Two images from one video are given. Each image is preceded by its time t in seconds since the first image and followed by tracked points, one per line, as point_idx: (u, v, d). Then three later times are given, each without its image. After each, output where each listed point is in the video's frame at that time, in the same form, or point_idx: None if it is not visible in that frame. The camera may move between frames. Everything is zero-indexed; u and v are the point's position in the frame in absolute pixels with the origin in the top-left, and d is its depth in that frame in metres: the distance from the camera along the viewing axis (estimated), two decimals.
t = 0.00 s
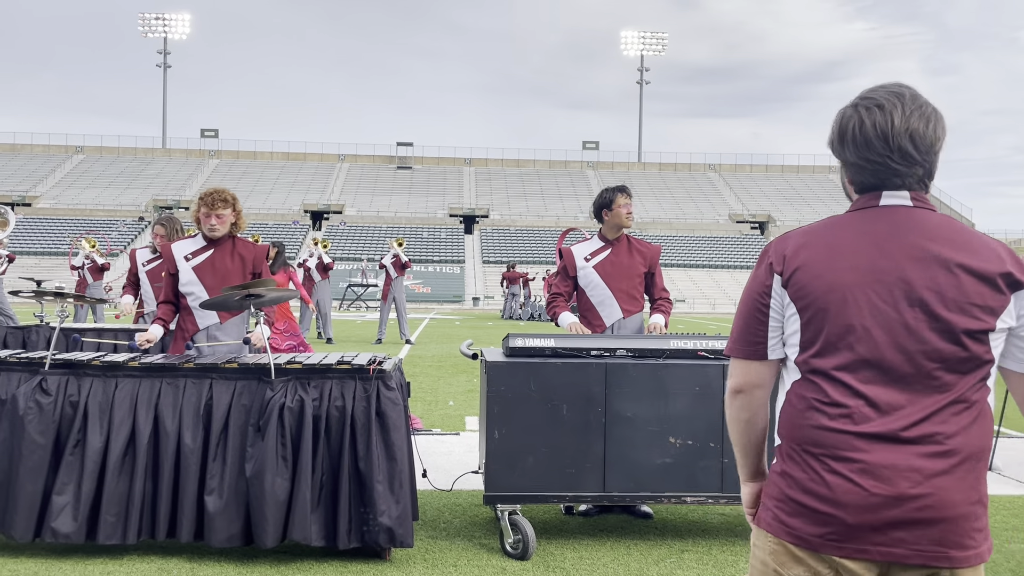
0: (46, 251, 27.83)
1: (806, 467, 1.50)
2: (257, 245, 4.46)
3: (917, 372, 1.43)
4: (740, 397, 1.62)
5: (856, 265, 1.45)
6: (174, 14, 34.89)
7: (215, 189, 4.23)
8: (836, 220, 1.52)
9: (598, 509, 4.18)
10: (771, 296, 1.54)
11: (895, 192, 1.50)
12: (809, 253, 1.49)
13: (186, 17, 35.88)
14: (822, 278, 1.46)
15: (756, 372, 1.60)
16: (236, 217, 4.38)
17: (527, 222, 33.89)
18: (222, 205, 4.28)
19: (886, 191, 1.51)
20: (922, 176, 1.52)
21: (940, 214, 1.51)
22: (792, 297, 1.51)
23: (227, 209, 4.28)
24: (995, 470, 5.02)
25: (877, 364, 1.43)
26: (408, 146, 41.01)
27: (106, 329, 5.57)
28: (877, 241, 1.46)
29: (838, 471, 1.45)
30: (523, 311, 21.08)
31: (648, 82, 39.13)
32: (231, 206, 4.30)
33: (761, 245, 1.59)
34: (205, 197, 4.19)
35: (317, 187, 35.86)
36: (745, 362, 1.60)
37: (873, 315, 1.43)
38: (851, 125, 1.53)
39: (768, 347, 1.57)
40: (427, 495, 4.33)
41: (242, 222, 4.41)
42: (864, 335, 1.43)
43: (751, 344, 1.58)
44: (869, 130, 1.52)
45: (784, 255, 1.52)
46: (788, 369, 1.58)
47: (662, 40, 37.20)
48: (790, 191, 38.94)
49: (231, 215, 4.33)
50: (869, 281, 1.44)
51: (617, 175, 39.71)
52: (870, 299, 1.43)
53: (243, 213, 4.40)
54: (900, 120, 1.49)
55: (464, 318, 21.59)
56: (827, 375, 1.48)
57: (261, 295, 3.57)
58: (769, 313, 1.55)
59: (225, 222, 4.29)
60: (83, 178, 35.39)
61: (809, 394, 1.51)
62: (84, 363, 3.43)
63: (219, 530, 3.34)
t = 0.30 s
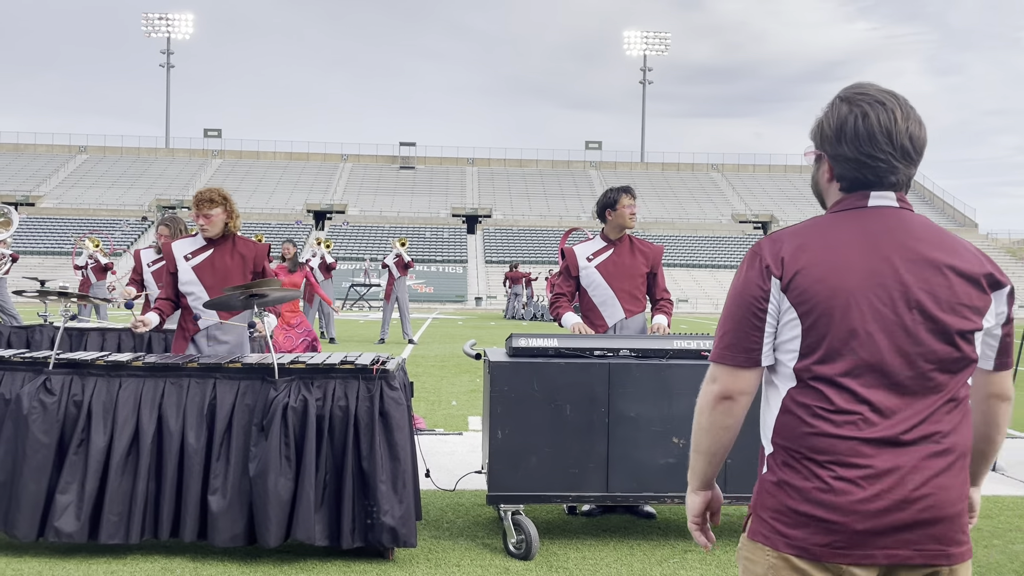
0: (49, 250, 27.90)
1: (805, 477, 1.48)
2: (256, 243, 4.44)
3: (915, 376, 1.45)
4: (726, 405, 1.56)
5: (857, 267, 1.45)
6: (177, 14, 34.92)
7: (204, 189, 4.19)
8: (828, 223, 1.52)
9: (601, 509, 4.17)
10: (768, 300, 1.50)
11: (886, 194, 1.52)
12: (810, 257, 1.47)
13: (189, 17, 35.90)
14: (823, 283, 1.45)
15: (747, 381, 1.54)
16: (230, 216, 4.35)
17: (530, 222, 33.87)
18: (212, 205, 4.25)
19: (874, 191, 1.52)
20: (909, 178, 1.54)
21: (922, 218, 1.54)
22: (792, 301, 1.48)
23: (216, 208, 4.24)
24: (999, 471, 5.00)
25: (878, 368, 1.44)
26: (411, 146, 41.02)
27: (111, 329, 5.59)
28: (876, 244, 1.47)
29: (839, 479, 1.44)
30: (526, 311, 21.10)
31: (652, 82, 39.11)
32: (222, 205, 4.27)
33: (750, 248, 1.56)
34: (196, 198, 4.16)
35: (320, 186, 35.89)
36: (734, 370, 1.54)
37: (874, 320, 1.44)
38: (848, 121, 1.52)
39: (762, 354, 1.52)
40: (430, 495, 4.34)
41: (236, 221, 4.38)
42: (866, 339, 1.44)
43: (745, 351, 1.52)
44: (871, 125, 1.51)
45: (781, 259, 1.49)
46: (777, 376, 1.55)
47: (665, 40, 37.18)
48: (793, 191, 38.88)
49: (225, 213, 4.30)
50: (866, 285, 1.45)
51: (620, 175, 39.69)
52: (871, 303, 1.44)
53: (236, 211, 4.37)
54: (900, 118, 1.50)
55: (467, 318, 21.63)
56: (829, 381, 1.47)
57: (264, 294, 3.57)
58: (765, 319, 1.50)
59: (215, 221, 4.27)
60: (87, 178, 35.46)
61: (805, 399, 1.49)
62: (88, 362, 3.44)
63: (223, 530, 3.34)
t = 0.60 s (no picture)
0: (51, 250, 27.90)
1: (728, 477, 1.43)
2: (251, 242, 4.41)
3: (835, 380, 1.44)
4: (660, 409, 1.45)
5: (787, 270, 1.42)
6: (179, 14, 34.94)
7: (194, 193, 4.15)
8: (756, 225, 1.47)
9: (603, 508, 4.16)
10: (702, 304, 1.42)
11: (808, 196, 1.50)
12: (743, 258, 1.42)
13: (191, 17, 35.92)
14: (757, 285, 1.41)
15: (679, 384, 1.44)
16: (223, 217, 4.32)
17: (532, 221, 33.86)
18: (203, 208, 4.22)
19: (798, 193, 1.50)
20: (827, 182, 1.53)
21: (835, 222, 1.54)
22: (726, 306, 1.42)
23: (208, 212, 4.21)
24: (1001, 470, 4.99)
25: (801, 371, 1.42)
26: (413, 146, 41.04)
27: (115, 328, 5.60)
28: (802, 245, 1.45)
29: (759, 480, 1.41)
30: (527, 310, 21.13)
31: (653, 82, 39.10)
32: (213, 207, 4.24)
33: (681, 248, 1.47)
34: (186, 203, 4.13)
35: (322, 186, 35.89)
36: (667, 374, 1.43)
37: (802, 322, 1.41)
38: (785, 115, 1.48)
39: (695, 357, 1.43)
40: (432, 495, 4.33)
41: (229, 221, 4.35)
42: (792, 344, 1.41)
43: (681, 355, 1.42)
44: (806, 122, 1.48)
45: (715, 261, 1.42)
46: (705, 381, 1.48)
47: (667, 40, 37.17)
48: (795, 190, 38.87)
49: (216, 215, 4.27)
50: (797, 287, 1.42)
51: (622, 174, 39.68)
52: (800, 304, 1.42)
53: (228, 211, 4.34)
54: (831, 118, 1.49)
55: (469, 318, 21.63)
56: (760, 386, 1.42)
57: (266, 294, 3.57)
58: (699, 322, 1.42)
59: (208, 224, 4.24)
60: (89, 178, 35.48)
61: (730, 404, 1.44)
62: (90, 361, 3.45)
63: (224, 528, 3.34)
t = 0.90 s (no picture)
0: (53, 250, 27.93)
1: (682, 477, 1.43)
2: (251, 239, 4.41)
3: (774, 375, 1.49)
4: (600, 409, 1.41)
5: (728, 267, 1.43)
6: (180, 14, 34.94)
7: (202, 189, 4.16)
8: (696, 222, 1.47)
9: (603, 507, 4.16)
10: (650, 302, 1.39)
11: (739, 193, 1.53)
12: (692, 256, 1.42)
13: (192, 17, 35.93)
14: (702, 282, 1.41)
15: (620, 385, 1.41)
16: (227, 215, 4.33)
17: (534, 220, 33.81)
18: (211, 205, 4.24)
19: (733, 190, 1.52)
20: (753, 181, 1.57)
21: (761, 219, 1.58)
22: (675, 303, 1.40)
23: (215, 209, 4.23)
24: (1003, 469, 4.99)
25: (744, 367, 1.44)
26: (414, 145, 41.03)
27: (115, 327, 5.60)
28: (741, 242, 1.46)
29: (715, 477, 1.43)
30: (529, 310, 21.16)
31: (654, 81, 39.06)
32: (220, 204, 4.26)
33: (625, 245, 1.44)
34: (193, 199, 4.14)
35: (324, 186, 35.88)
36: (611, 375, 1.39)
37: (744, 318, 1.44)
38: (727, 112, 1.51)
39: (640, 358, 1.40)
40: (433, 493, 4.33)
41: (233, 219, 4.36)
42: (736, 340, 1.43)
43: (626, 354, 1.38)
44: (743, 122, 1.51)
45: (663, 259, 1.40)
46: (652, 380, 1.46)
47: (668, 38, 37.12)
48: (797, 190, 38.84)
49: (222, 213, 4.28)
50: (739, 284, 1.43)
51: (623, 173, 39.64)
52: (741, 301, 1.43)
53: (233, 210, 4.36)
54: (764, 122, 1.54)
55: (471, 317, 21.63)
56: (710, 383, 1.43)
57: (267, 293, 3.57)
58: (647, 319, 1.39)
59: (216, 221, 4.26)
60: (91, 177, 35.50)
61: (685, 403, 1.43)
62: (91, 361, 3.46)
63: (225, 527, 3.34)
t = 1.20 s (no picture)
0: (53, 250, 27.95)
1: (672, 471, 1.45)
2: (247, 240, 4.41)
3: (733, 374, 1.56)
4: (596, 414, 1.40)
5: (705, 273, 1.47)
6: (180, 14, 34.96)
7: (193, 192, 4.16)
8: (675, 228, 1.48)
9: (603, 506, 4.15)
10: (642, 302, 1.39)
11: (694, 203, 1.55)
12: (676, 259, 1.43)
13: (192, 17, 35.93)
14: (691, 285, 1.43)
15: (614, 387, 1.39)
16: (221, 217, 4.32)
17: (534, 219, 33.78)
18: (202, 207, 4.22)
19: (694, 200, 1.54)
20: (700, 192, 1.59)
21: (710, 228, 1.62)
22: (667, 302, 1.41)
23: (206, 211, 4.22)
24: (1005, 467, 4.98)
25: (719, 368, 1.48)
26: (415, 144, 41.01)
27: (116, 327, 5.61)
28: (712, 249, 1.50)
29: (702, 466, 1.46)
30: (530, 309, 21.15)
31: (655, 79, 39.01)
32: (211, 207, 4.24)
33: (611, 248, 1.42)
34: (185, 201, 4.13)
35: (324, 185, 35.87)
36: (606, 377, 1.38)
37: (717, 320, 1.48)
38: (683, 126, 1.51)
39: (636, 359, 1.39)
40: (433, 493, 4.32)
41: (228, 220, 4.36)
42: (711, 341, 1.47)
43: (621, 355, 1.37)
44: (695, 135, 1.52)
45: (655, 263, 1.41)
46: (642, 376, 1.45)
47: (668, 37, 37.07)
48: (798, 188, 38.80)
49: (214, 215, 4.27)
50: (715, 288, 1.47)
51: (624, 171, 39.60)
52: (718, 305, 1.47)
53: (227, 211, 4.35)
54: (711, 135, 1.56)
55: (471, 316, 21.63)
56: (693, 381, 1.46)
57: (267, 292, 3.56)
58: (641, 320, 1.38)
59: (206, 223, 4.25)
60: (92, 176, 35.51)
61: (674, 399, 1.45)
62: (92, 360, 3.45)
63: (226, 526, 3.34)
